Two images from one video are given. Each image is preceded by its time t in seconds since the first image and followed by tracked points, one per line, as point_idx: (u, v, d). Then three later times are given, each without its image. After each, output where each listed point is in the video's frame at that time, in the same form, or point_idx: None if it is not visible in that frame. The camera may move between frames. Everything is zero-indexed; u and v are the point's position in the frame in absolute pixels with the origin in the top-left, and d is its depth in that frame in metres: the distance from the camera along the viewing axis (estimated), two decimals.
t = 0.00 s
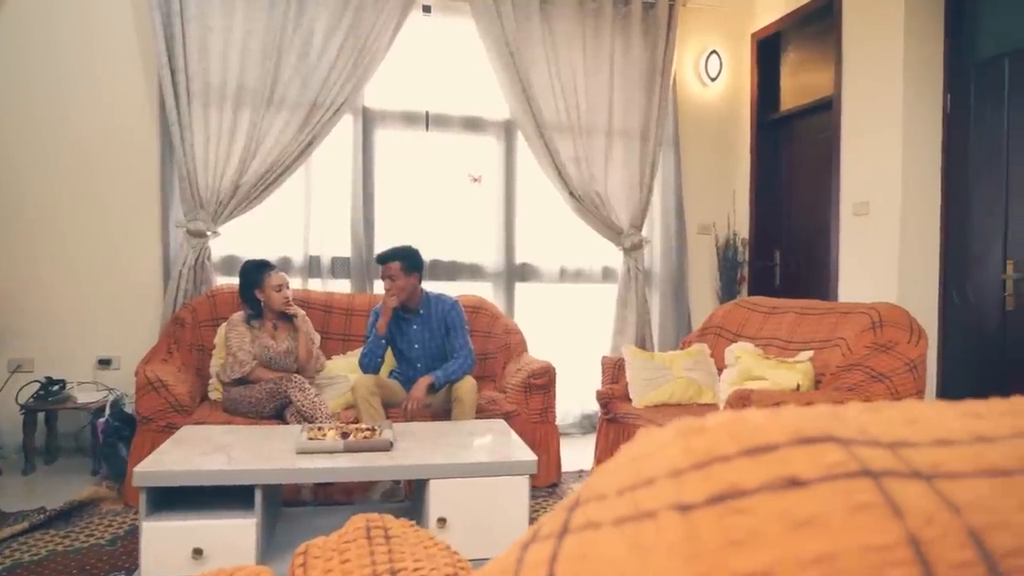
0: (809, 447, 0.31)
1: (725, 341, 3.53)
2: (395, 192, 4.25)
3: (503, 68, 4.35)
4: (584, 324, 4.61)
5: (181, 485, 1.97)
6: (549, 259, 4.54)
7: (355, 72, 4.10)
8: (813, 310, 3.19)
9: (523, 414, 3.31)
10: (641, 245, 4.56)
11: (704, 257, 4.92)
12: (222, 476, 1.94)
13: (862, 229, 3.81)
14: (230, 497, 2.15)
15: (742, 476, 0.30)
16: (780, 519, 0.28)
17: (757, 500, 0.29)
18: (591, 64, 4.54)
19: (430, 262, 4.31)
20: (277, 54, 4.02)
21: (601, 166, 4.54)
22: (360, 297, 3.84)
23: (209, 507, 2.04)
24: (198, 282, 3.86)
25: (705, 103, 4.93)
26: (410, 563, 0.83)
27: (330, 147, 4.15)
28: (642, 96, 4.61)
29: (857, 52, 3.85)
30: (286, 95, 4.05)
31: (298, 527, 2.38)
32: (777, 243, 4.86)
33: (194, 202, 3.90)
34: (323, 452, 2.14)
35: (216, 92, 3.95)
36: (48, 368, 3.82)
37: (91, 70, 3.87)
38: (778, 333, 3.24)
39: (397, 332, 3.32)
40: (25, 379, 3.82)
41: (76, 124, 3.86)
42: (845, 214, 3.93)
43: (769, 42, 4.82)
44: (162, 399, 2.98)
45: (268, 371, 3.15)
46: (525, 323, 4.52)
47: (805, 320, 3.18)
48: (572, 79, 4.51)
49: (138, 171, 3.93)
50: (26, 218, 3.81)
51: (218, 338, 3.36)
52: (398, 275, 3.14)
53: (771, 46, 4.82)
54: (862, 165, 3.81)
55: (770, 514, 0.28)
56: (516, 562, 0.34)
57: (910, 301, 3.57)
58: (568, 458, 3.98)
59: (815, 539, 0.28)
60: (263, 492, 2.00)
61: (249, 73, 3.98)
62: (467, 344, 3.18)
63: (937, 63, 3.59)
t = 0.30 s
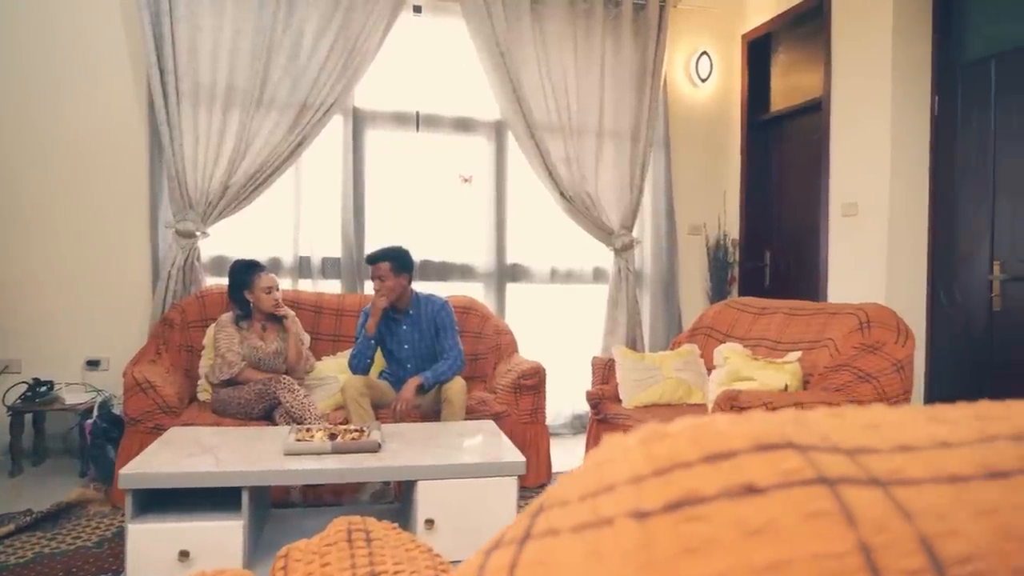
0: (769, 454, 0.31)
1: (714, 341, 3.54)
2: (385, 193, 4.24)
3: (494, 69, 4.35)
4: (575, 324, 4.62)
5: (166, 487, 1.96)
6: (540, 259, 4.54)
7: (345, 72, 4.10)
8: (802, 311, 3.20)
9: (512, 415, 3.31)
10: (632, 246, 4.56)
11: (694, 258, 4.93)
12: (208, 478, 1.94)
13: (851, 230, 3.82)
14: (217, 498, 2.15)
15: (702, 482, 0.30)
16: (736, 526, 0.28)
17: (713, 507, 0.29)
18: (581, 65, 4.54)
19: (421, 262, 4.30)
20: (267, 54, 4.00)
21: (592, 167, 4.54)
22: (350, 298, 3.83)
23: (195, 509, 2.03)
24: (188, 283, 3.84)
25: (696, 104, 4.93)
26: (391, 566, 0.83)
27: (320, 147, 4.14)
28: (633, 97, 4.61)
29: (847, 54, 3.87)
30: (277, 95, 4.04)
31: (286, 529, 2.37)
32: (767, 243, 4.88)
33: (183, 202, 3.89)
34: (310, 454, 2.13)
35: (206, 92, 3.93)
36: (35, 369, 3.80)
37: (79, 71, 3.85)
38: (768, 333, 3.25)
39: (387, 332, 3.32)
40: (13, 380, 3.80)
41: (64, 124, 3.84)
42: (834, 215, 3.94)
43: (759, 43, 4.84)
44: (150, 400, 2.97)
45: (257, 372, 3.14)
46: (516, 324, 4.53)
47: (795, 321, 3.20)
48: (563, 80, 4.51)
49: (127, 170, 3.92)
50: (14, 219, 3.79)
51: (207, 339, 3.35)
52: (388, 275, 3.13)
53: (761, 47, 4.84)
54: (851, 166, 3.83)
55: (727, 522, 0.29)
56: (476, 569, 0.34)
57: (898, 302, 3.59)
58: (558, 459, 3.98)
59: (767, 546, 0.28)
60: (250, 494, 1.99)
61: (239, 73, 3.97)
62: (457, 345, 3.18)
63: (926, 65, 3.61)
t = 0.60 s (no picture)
0: (734, 462, 0.31)
1: (706, 342, 3.55)
2: (377, 194, 4.23)
3: (487, 70, 4.35)
4: (567, 325, 4.62)
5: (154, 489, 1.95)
6: (532, 259, 4.54)
7: (337, 72, 4.09)
8: (792, 311, 3.21)
9: (504, 415, 3.31)
10: (624, 247, 4.56)
11: (686, 258, 4.94)
12: (197, 480, 1.93)
13: (842, 231, 3.83)
14: (206, 500, 2.14)
15: (667, 490, 0.30)
16: (698, 534, 0.28)
17: (678, 515, 0.29)
18: (574, 65, 4.54)
19: (413, 263, 4.30)
20: (258, 54, 3.99)
21: (584, 167, 4.54)
22: (342, 299, 3.82)
23: (183, 511, 2.02)
24: (179, 283, 3.83)
25: (688, 104, 4.94)
26: (374, 570, 0.82)
27: (312, 147, 4.13)
28: (625, 98, 4.61)
29: (837, 55, 3.88)
30: (268, 95, 4.03)
31: (276, 530, 2.36)
32: (759, 244, 4.88)
33: (174, 203, 3.88)
34: (299, 455, 2.13)
35: (197, 92, 3.92)
36: (25, 371, 3.79)
37: (69, 70, 3.83)
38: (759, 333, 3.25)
39: (378, 333, 3.31)
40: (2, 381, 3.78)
41: (54, 124, 3.82)
42: (825, 216, 3.95)
43: (751, 44, 4.85)
44: (140, 401, 2.95)
45: (248, 374, 3.13)
46: (508, 324, 4.52)
47: (785, 322, 3.20)
48: (556, 81, 4.51)
49: (117, 170, 3.90)
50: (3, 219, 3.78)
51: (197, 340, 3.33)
52: (379, 276, 3.13)
53: (753, 48, 4.85)
54: (842, 167, 3.84)
55: (689, 530, 0.29)
56: None
57: (889, 303, 3.60)
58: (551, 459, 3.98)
59: (729, 553, 0.28)
60: (238, 495, 1.99)
61: (230, 73, 3.95)
62: (448, 346, 3.18)
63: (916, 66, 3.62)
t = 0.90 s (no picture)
0: (698, 466, 0.31)
1: (697, 341, 3.55)
2: (368, 194, 4.21)
3: (478, 70, 4.35)
4: (559, 325, 4.61)
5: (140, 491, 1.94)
6: (524, 259, 4.54)
7: (327, 71, 4.08)
8: (783, 311, 3.22)
9: (495, 416, 3.30)
10: (616, 247, 4.57)
11: (678, 258, 4.94)
12: (183, 482, 1.92)
13: (832, 231, 3.84)
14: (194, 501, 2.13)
15: (628, 495, 0.30)
16: (656, 540, 0.28)
17: (637, 521, 0.29)
18: (565, 65, 4.54)
19: (404, 263, 4.28)
20: (248, 54, 3.98)
21: (575, 168, 4.54)
22: (332, 299, 3.81)
23: (170, 513, 2.01)
24: (168, 283, 3.81)
25: (680, 104, 4.95)
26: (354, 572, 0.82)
27: (303, 146, 4.11)
28: (617, 98, 4.61)
29: (827, 56, 3.90)
30: (259, 94, 4.01)
31: (265, 531, 2.36)
32: (750, 244, 4.89)
33: (163, 203, 3.86)
34: (287, 456, 2.12)
35: (186, 91, 3.90)
36: (13, 371, 3.77)
37: (58, 70, 3.81)
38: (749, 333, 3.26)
39: (368, 333, 3.30)
40: None
41: (43, 124, 3.80)
42: (816, 216, 3.96)
43: (743, 44, 4.86)
44: (128, 402, 2.94)
45: (238, 374, 3.12)
46: (500, 324, 4.52)
47: (776, 321, 3.21)
48: (547, 80, 4.51)
49: (107, 170, 3.88)
50: None
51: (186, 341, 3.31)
52: (369, 276, 3.12)
53: (744, 48, 4.86)
54: (833, 167, 3.85)
55: (648, 535, 0.28)
56: None
57: (879, 302, 3.61)
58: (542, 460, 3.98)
59: (687, 559, 0.28)
60: (226, 497, 1.98)
61: (220, 72, 3.94)
62: (438, 346, 3.17)
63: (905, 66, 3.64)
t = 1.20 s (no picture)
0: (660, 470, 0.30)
1: (689, 342, 3.55)
2: (360, 194, 4.20)
3: (470, 70, 4.34)
4: (552, 326, 4.61)
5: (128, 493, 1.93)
6: (517, 259, 4.53)
7: (319, 71, 4.07)
8: (774, 312, 3.23)
9: (487, 416, 3.30)
10: (609, 247, 4.57)
11: (671, 259, 4.95)
12: (171, 483, 1.91)
13: (824, 232, 3.85)
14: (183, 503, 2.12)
15: (591, 499, 0.29)
16: (614, 544, 0.28)
17: (597, 524, 0.29)
18: (558, 65, 4.54)
19: (397, 263, 4.27)
20: (240, 54, 3.97)
21: (568, 168, 4.54)
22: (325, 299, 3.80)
23: (158, 515, 2.00)
24: (159, 284, 3.80)
25: (673, 105, 4.95)
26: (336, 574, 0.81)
27: (295, 146, 4.10)
28: (610, 99, 4.61)
29: (819, 56, 3.90)
30: (251, 94, 4.00)
31: (254, 533, 2.35)
32: (743, 244, 4.90)
33: (155, 203, 3.84)
34: (277, 457, 2.11)
35: (178, 91, 3.89)
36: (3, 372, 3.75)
37: (49, 69, 3.80)
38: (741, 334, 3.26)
39: (360, 334, 3.30)
40: None
41: (34, 123, 3.78)
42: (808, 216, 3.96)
43: (736, 45, 4.87)
44: (118, 403, 2.93)
45: (228, 375, 3.11)
46: (493, 325, 4.51)
47: (767, 322, 3.22)
48: (540, 81, 4.51)
49: (98, 169, 3.87)
50: None
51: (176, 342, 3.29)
52: (361, 277, 3.11)
53: (738, 48, 4.86)
54: (824, 168, 3.86)
55: (607, 540, 0.28)
56: None
57: (870, 303, 3.62)
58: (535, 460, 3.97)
59: (644, 563, 0.27)
60: (214, 498, 1.97)
61: (212, 73, 3.93)
62: (430, 346, 3.17)
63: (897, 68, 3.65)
